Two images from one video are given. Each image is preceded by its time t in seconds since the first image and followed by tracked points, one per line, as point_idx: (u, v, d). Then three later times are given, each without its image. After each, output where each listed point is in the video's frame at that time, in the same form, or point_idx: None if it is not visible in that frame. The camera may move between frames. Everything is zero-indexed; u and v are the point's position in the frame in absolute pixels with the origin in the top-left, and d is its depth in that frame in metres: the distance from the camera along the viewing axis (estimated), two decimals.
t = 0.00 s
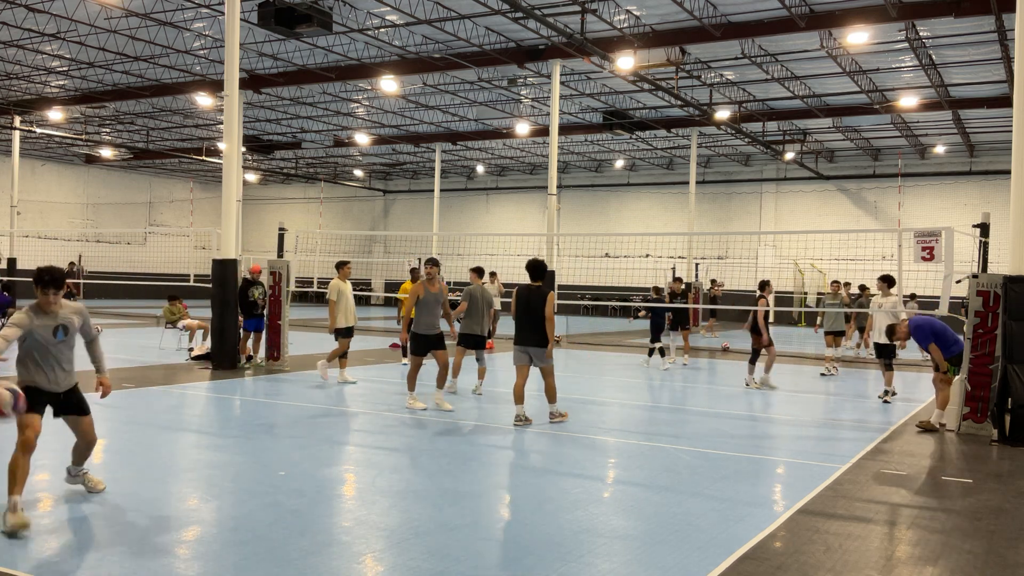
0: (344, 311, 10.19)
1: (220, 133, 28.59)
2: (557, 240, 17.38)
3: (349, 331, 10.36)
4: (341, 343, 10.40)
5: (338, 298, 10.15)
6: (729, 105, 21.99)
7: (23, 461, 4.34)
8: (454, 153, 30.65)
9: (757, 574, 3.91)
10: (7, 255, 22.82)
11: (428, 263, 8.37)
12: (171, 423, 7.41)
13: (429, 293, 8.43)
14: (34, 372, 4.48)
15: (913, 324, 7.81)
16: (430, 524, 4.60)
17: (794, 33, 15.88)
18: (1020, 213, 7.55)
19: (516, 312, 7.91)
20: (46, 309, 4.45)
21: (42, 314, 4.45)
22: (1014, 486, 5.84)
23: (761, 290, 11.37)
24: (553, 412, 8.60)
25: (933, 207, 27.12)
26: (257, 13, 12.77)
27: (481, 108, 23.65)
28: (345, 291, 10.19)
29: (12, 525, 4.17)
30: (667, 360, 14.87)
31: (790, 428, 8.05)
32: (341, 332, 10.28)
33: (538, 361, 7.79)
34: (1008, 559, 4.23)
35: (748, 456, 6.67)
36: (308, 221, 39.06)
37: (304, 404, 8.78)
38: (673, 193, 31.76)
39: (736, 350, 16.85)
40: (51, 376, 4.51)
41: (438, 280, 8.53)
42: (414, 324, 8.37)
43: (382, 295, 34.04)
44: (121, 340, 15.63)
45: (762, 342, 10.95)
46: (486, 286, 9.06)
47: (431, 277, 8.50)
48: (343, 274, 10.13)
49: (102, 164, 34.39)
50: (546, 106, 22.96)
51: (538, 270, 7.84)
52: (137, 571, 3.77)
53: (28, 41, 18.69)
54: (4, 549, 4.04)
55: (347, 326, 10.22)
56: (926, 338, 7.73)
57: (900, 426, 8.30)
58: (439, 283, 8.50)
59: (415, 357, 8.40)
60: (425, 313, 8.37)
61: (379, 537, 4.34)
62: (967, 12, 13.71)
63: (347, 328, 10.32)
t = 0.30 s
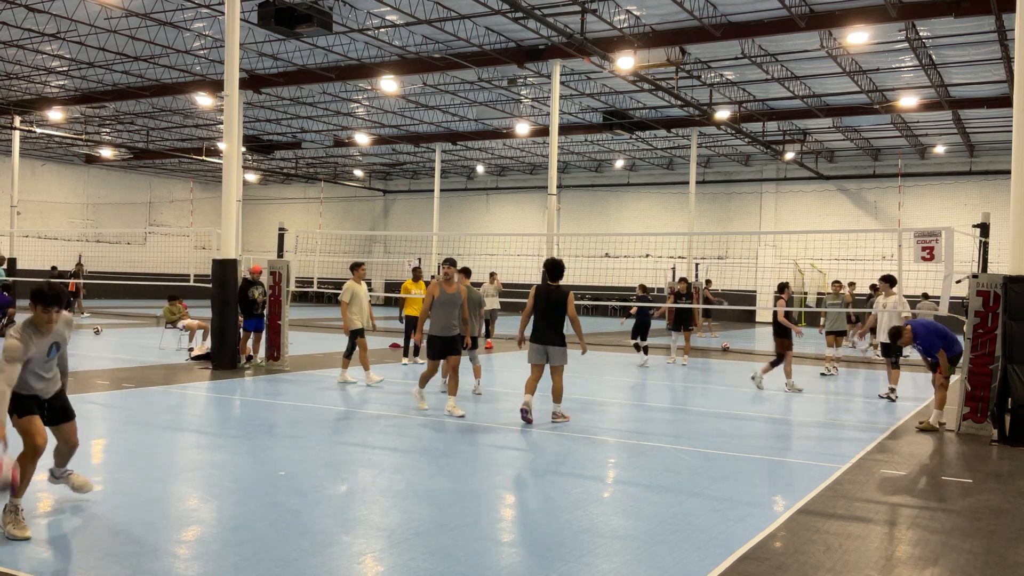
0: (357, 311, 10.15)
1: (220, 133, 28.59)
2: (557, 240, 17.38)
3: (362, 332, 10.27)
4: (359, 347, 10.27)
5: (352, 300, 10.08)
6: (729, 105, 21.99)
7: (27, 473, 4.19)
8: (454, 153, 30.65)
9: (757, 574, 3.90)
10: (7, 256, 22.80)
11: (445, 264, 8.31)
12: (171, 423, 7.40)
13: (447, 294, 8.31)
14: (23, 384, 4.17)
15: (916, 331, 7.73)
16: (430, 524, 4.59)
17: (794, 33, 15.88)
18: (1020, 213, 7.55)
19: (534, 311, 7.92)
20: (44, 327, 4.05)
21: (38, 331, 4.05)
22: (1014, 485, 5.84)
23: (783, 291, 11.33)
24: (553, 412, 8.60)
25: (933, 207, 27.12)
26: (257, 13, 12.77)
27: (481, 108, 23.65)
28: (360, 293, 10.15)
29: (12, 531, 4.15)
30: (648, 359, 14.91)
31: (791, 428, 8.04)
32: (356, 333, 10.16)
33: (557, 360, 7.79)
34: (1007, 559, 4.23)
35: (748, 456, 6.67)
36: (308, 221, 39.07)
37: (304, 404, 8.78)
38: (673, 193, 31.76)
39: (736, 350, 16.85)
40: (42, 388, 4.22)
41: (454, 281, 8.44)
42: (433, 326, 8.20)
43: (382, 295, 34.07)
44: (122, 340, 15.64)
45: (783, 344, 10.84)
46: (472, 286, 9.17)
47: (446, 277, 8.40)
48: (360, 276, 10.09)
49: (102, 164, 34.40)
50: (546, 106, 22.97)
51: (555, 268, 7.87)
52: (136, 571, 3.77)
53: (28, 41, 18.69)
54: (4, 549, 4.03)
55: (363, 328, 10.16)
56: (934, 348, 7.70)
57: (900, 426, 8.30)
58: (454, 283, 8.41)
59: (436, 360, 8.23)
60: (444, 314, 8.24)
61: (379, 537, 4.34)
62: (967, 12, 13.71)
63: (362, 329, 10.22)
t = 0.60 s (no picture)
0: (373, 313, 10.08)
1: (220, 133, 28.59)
2: (557, 239, 17.38)
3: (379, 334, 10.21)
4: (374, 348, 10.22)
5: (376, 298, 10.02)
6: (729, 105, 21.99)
7: (23, 471, 4.18)
8: (454, 153, 30.65)
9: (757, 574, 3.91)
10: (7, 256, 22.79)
11: (464, 262, 8.09)
12: (171, 423, 7.40)
13: (464, 293, 8.23)
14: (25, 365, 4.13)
15: (923, 321, 7.84)
16: (430, 524, 4.60)
17: (794, 33, 15.88)
18: (1020, 213, 7.55)
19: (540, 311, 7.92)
20: (44, 304, 4.09)
21: (38, 308, 4.10)
22: (1015, 486, 5.84)
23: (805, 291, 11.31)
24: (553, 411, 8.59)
25: (933, 207, 27.12)
26: (257, 13, 12.77)
27: (481, 108, 23.65)
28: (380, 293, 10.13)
29: (12, 530, 4.14)
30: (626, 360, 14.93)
31: (791, 428, 8.04)
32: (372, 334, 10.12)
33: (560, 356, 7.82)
34: (1008, 559, 4.23)
35: (748, 456, 6.67)
36: (308, 221, 39.07)
37: (304, 404, 8.78)
38: (673, 193, 31.77)
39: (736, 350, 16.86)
40: (48, 373, 4.18)
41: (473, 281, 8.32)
42: (448, 324, 8.12)
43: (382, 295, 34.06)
44: (122, 340, 15.64)
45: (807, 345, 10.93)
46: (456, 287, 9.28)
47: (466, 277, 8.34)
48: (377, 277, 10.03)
49: (102, 164, 34.40)
50: (546, 106, 22.97)
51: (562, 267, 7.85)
52: (136, 572, 3.77)
53: (28, 41, 18.69)
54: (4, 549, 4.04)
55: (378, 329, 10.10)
56: (940, 341, 7.81)
57: (900, 427, 8.30)
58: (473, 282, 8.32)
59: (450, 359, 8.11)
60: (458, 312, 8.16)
61: (379, 537, 4.34)
62: (967, 12, 13.71)
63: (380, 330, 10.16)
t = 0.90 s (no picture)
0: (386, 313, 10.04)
1: (220, 133, 28.59)
2: (557, 239, 17.37)
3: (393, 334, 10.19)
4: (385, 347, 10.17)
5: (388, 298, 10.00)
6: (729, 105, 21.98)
7: (26, 470, 4.15)
8: (454, 153, 30.66)
9: (757, 574, 3.91)
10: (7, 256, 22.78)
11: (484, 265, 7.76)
12: (172, 423, 7.40)
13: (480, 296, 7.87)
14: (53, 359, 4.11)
15: (926, 308, 7.82)
16: (430, 524, 4.60)
17: (794, 33, 15.88)
18: (1020, 213, 7.55)
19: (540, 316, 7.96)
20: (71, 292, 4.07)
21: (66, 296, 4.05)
22: (1015, 486, 5.84)
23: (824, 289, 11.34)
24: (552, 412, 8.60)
25: (933, 207, 27.12)
26: (257, 13, 12.78)
27: (481, 108, 23.64)
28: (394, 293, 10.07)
29: (13, 530, 4.14)
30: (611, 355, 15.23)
31: (792, 428, 8.04)
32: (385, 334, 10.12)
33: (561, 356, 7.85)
34: (1008, 559, 4.23)
35: (748, 456, 6.67)
36: (308, 221, 39.10)
37: (304, 404, 8.78)
38: (673, 193, 31.77)
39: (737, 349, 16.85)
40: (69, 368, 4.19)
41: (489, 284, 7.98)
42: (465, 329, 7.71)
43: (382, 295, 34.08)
44: (122, 340, 15.65)
45: (824, 344, 11.26)
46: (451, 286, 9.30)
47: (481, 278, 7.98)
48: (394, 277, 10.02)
49: (102, 164, 34.40)
50: (546, 106, 22.96)
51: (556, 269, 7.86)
52: (136, 571, 3.77)
53: (28, 41, 18.69)
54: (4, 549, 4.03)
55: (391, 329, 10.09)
56: (941, 330, 7.76)
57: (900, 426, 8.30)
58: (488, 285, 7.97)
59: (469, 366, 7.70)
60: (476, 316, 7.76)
61: (379, 537, 4.34)
62: (967, 12, 13.71)
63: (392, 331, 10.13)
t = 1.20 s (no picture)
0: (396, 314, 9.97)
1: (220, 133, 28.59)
2: (557, 239, 17.37)
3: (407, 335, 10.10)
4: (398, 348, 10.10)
5: (395, 301, 9.92)
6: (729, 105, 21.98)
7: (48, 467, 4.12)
8: (454, 153, 30.65)
9: (757, 574, 3.91)
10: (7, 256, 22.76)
11: (496, 263, 7.57)
12: (173, 423, 7.39)
13: (493, 295, 7.65)
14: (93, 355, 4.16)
15: (925, 298, 7.78)
16: (431, 524, 4.59)
17: (794, 33, 15.87)
18: (1021, 213, 7.55)
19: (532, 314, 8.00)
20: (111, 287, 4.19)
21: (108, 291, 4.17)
22: (1015, 486, 5.83)
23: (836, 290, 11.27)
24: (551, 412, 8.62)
25: (932, 207, 27.13)
26: (257, 13, 12.78)
27: (481, 108, 23.64)
28: (403, 293, 10.00)
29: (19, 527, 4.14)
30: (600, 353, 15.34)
31: (791, 428, 8.04)
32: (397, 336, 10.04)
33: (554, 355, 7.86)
34: (1008, 559, 4.23)
35: (748, 456, 6.67)
36: (308, 221, 39.10)
37: (304, 404, 8.77)
38: (673, 193, 31.78)
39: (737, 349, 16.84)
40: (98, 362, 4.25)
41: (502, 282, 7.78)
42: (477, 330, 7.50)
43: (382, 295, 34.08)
44: (123, 340, 15.66)
45: (833, 344, 11.28)
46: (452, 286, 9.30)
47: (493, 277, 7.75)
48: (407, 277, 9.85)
49: (102, 164, 34.39)
50: (546, 106, 22.96)
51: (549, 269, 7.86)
52: (136, 572, 3.77)
53: (28, 41, 18.69)
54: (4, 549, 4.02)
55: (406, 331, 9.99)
56: (938, 319, 7.66)
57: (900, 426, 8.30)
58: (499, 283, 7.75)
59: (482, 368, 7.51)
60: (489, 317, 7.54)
61: (379, 537, 4.34)
62: (967, 12, 13.71)
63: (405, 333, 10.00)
